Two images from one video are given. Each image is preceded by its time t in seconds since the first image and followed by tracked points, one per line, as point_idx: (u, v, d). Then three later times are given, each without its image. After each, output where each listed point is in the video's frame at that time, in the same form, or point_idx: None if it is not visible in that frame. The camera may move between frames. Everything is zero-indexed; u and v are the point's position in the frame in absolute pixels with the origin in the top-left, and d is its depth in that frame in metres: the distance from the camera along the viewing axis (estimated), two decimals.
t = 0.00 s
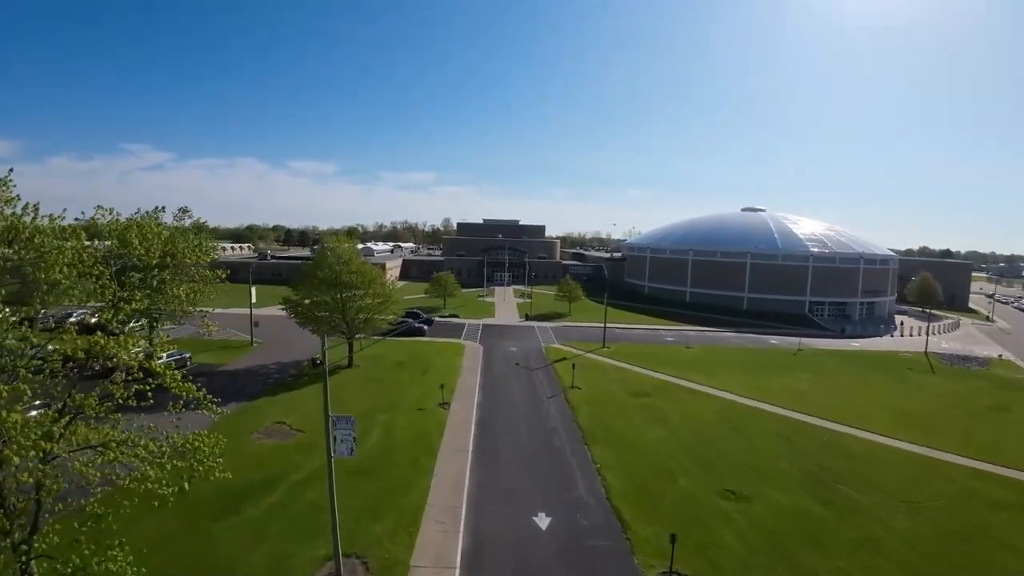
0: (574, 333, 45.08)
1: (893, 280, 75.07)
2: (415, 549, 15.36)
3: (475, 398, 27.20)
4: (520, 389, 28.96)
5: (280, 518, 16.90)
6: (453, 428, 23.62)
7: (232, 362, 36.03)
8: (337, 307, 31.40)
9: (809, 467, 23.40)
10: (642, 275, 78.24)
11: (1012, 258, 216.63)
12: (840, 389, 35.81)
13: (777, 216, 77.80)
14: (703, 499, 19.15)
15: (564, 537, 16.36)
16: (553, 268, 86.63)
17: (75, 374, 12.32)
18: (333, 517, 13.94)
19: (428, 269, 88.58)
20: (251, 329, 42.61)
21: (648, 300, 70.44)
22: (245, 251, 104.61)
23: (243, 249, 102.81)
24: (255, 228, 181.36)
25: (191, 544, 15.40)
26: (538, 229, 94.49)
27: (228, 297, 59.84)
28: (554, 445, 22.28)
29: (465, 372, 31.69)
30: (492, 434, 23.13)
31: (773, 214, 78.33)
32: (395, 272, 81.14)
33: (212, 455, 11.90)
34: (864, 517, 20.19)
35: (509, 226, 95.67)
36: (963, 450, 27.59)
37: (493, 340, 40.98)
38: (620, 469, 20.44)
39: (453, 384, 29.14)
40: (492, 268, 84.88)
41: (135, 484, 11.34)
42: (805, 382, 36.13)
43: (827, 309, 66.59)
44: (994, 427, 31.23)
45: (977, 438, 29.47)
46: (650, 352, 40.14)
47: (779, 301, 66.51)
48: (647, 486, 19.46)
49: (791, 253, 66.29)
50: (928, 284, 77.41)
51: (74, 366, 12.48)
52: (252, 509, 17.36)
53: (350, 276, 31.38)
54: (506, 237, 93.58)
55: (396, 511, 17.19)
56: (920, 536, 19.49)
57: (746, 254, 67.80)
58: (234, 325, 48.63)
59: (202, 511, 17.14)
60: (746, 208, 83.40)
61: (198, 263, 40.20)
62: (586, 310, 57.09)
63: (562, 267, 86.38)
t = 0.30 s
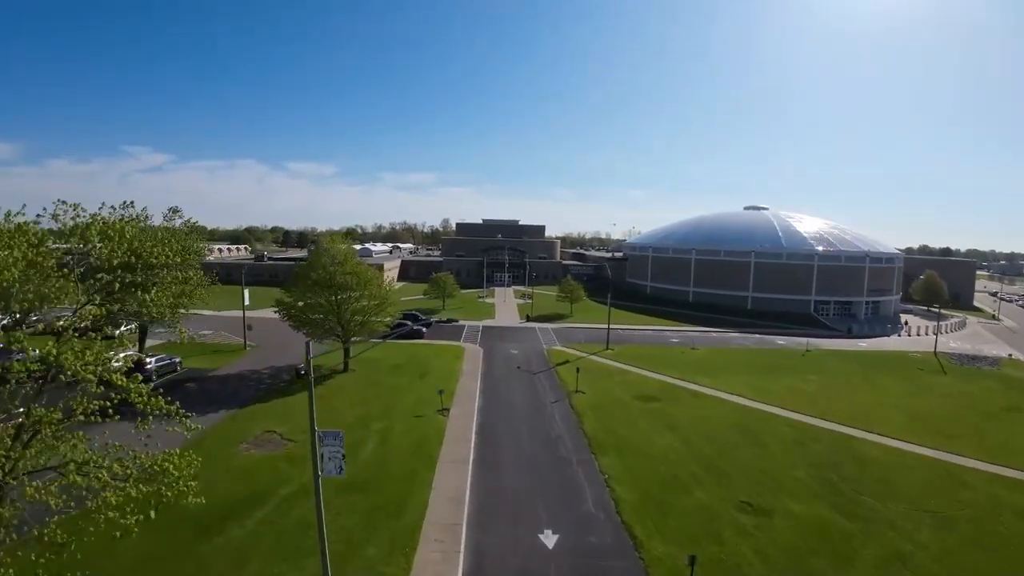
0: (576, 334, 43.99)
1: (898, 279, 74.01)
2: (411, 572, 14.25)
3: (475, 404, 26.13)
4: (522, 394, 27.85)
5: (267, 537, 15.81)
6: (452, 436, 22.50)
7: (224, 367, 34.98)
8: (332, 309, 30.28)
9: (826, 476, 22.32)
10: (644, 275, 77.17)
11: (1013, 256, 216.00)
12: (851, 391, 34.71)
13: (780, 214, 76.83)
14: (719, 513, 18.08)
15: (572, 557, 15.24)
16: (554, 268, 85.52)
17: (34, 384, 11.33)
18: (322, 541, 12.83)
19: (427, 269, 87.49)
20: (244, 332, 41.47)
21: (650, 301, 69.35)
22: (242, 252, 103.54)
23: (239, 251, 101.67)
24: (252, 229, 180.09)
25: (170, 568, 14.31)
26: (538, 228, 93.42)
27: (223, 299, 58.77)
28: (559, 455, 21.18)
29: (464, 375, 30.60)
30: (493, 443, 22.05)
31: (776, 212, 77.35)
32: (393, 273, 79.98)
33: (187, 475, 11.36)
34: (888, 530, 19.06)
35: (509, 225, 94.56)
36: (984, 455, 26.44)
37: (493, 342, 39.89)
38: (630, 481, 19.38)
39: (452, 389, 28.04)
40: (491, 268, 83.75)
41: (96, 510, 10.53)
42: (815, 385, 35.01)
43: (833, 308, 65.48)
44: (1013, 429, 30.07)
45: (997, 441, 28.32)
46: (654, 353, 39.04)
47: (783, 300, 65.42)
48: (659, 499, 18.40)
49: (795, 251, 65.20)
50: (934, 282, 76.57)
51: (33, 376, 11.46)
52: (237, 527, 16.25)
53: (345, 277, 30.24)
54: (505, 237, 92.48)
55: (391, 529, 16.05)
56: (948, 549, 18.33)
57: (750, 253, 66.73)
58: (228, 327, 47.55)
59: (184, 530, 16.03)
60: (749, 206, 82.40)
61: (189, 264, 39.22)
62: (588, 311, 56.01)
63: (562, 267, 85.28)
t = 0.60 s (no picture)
0: (576, 335, 42.84)
1: (900, 276, 73.15)
2: None
3: (474, 410, 24.91)
4: (523, 398, 26.64)
5: (250, 561, 14.58)
6: (450, 446, 21.28)
7: (212, 374, 33.76)
8: (323, 312, 29.02)
9: (843, 482, 21.25)
10: (643, 275, 76.09)
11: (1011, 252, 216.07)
12: (861, 391, 33.65)
13: (780, 211, 75.98)
14: (735, 526, 16.98)
15: None
16: (552, 268, 84.34)
17: None
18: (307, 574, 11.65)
19: (424, 271, 86.27)
20: (234, 337, 40.18)
21: (650, 300, 68.23)
22: (236, 256, 102.17)
23: (232, 255, 100.25)
24: (247, 232, 178.51)
25: None
26: (536, 228, 92.27)
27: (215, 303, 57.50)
28: (564, 465, 19.97)
29: (462, 380, 29.38)
30: (494, 452, 20.86)
31: (776, 210, 76.48)
32: (389, 275, 78.73)
33: (148, 505, 11.18)
34: (912, 540, 17.91)
35: (506, 226, 93.37)
36: (1003, 458, 25.36)
37: (491, 344, 38.69)
38: (640, 493, 18.28)
39: (450, 395, 26.80)
40: (488, 269, 82.57)
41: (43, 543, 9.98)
42: (824, 385, 33.93)
43: (835, 306, 64.50)
44: None
45: (1015, 442, 27.24)
46: (657, 355, 37.92)
47: (785, 298, 64.42)
48: (671, 513, 17.30)
49: (797, 248, 64.23)
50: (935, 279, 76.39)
51: None
52: (220, 550, 15.04)
53: (337, 280, 28.95)
54: (502, 237, 91.31)
55: (384, 550, 14.85)
56: (979, 561, 17.16)
57: (751, 250, 65.71)
58: (218, 333, 46.28)
59: (161, 555, 14.85)
60: (748, 204, 81.52)
61: (176, 267, 38.04)
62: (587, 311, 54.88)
63: (560, 267, 84.18)
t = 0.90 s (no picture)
0: (572, 336, 41.79)
1: (895, 272, 72.85)
2: None
3: (469, 418, 23.79)
4: (519, 404, 25.54)
5: None
6: (444, 458, 20.16)
7: (195, 382, 32.41)
8: (310, 317, 27.79)
9: (856, 489, 20.36)
10: (638, 274, 75.28)
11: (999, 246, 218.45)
12: (865, 391, 32.88)
13: (774, 208, 75.42)
14: (749, 540, 16.02)
15: None
16: (545, 268, 83.30)
17: None
18: None
19: (415, 272, 84.91)
20: (218, 344, 38.82)
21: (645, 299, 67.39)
22: (223, 259, 100.30)
23: (219, 258, 98.38)
24: (235, 235, 176.06)
25: None
26: (528, 227, 91.22)
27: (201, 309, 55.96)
28: (565, 476, 18.89)
29: (455, 385, 28.24)
30: (491, 464, 19.78)
31: (770, 206, 75.89)
32: (380, 277, 77.42)
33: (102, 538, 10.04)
34: (934, 549, 17.00)
35: (498, 225, 92.22)
36: (1016, 458, 24.59)
37: (485, 347, 37.55)
38: (647, 505, 17.30)
39: (443, 401, 25.65)
40: (481, 270, 81.44)
41: None
42: (826, 386, 33.15)
43: (831, 302, 64.03)
44: None
45: None
46: (656, 355, 36.95)
47: (781, 296, 63.83)
48: (681, 526, 16.34)
49: (793, 245, 63.64)
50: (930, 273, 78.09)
51: None
52: None
53: (323, 283, 27.69)
54: (495, 237, 90.16)
55: None
56: (1004, 569, 16.26)
57: (746, 248, 65.02)
58: (202, 339, 44.81)
59: None
60: (742, 201, 80.88)
61: (157, 271, 36.58)
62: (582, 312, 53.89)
63: (553, 267, 83.21)
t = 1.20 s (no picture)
0: (568, 337, 40.70)
1: (889, 272, 72.55)
2: None
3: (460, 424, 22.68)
4: (513, 410, 24.45)
5: None
6: (435, 468, 18.98)
7: (174, 387, 30.93)
8: (294, 319, 26.52)
9: (867, 499, 19.48)
10: (632, 273, 74.38)
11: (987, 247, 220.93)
12: (868, 395, 32.10)
13: (768, 207, 74.82)
14: (761, 556, 15.04)
15: None
16: (539, 268, 82.19)
17: None
18: None
19: (406, 271, 83.43)
20: (201, 346, 37.31)
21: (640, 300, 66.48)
22: (210, 259, 98.19)
23: (206, 258, 96.28)
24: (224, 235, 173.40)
25: None
26: (521, 226, 90.04)
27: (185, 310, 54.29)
28: (564, 488, 17.81)
29: (446, 390, 27.11)
30: (485, 476, 18.66)
31: (765, 205, 75.27)
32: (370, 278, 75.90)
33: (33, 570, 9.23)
34: (954, 563, 16.09)
35: (490, 224, 90.94)
36: None
37: (477, 349, 36.39)
38: (651, 519, 16.27)
39: (433, 407, 24.48)
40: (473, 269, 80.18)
41: None
42: (829, 389, 32.33)
43: (827, 302, 63.53)
44: None
45: None
46: (653, 357, 35.96)
47: (777, 296, 63.17)
48: (689, 541, 15.32)
49: (788, 245, 63.03)
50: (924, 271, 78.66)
51: None
52: None
53: (308, 283, 26.39)
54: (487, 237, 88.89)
55: None
56: None
57: (742, 247, 64.28)
58: (185, 341, 43.20)
59: None
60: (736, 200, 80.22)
61: (136, 270, 34.96)
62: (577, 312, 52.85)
63: (547, 267, 82.13)
